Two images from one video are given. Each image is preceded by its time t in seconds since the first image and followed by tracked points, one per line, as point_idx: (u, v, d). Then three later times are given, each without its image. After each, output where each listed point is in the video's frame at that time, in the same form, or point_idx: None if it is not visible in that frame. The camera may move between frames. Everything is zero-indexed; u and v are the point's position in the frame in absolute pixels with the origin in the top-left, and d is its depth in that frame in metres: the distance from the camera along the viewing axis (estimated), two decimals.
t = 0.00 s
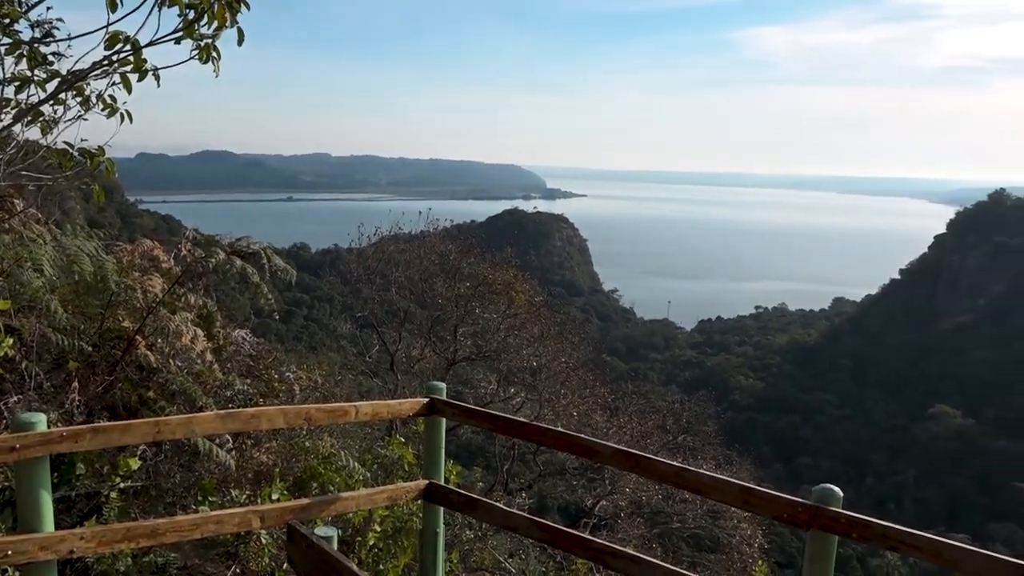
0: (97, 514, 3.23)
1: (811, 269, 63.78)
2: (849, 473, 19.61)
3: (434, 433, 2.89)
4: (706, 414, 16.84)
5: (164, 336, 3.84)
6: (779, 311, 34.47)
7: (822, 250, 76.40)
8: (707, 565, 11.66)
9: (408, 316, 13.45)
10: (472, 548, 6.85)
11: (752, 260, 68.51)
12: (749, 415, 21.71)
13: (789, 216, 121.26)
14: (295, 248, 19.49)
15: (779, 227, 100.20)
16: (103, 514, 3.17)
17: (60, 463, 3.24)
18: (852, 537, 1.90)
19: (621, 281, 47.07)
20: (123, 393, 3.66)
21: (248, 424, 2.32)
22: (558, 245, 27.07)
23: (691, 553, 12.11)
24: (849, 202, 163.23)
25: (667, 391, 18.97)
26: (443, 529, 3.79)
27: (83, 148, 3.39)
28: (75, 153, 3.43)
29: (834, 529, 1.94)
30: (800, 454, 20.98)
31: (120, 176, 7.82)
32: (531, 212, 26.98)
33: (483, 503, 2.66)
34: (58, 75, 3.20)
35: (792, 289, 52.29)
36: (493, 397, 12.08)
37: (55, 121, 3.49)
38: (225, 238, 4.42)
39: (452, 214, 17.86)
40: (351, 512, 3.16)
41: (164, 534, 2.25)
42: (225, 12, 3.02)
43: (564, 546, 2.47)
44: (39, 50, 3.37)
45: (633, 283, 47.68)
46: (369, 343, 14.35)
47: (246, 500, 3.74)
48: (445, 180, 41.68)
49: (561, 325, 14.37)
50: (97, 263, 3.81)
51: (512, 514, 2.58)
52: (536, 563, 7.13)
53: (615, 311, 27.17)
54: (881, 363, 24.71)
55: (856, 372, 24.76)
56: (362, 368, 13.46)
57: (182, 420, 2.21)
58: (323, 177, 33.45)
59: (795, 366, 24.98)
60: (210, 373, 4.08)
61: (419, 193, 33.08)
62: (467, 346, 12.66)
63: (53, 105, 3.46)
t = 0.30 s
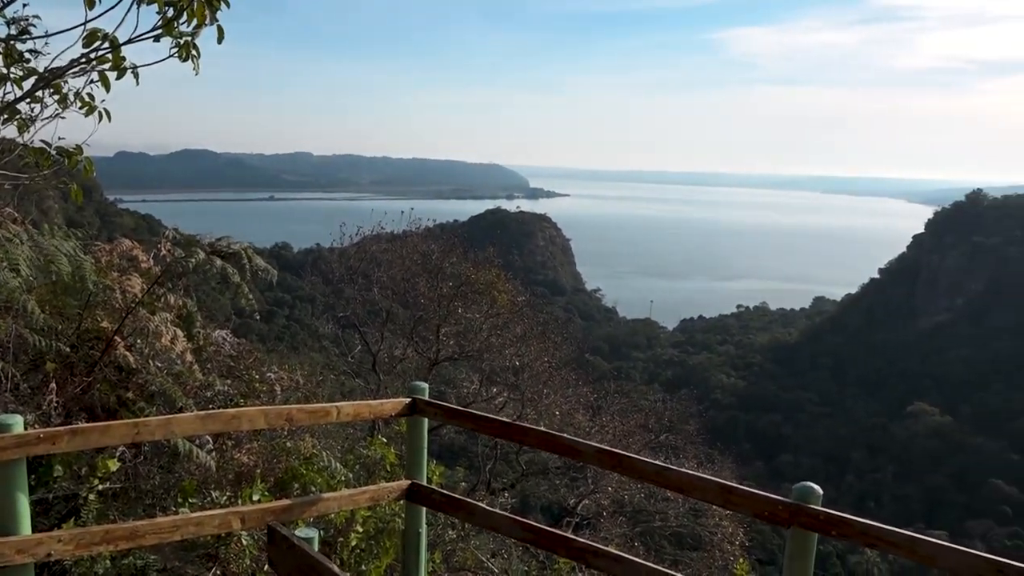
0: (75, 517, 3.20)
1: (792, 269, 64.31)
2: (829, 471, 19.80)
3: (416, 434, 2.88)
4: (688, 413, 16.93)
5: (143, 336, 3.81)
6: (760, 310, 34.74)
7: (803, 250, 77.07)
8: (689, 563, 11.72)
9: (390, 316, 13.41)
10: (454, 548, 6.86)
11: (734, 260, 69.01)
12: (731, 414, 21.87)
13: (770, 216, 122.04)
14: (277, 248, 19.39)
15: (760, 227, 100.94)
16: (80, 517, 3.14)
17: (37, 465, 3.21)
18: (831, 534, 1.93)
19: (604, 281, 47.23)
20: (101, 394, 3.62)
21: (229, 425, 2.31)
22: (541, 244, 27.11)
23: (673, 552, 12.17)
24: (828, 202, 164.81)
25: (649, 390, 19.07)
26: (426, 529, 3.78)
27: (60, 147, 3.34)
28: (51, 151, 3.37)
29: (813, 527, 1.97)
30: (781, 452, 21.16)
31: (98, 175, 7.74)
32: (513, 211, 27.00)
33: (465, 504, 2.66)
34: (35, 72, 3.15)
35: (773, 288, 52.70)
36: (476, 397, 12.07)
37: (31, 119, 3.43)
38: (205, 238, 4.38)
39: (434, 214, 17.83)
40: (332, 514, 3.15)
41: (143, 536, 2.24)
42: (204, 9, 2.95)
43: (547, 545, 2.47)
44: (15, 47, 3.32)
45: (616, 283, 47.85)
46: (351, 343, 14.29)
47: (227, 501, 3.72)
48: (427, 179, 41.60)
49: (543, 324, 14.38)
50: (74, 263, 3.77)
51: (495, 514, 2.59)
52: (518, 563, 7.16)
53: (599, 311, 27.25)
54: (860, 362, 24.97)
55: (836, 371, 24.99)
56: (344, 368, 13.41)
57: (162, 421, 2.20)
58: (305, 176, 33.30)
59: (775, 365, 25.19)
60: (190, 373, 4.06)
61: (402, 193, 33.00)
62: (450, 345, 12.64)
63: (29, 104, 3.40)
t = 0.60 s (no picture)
0: (55, 522, 3.16)
1: (775, 270, 64.76)
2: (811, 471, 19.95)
3: (400, 437, 2.87)
4: (672, 413, 16.98)
5: (124, 339, 3.79)
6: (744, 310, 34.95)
7: (785, 250, 77.62)
8: (673, 563, 11.75)
9: (374, 317, 13.37)
10: (439, 551, 6.85)
11: (717, 260, 69.44)
12: (714, 414, 22.00)
13: (753, 217, 122.99)
14: (260, 249, 19.27)
15: (742, 228, 101.58)
16: (60, 521, 3.10)
17: (15, 470, 3.17)
18: (813, 533, 1.95)
19: (588, 282, 47.34)
20: (81, 398, 3.59)
21: (211, 427, 2.29)
22: (526, 245, 27.13)
23: (657, 552, 12.19)
24: (810, 203, 166.13)
25: (633, 390, 19.13)
26: (410, 531, 3.77)
27: (39, 147, 3.28)
28: (30, 151, 3.31)
29: (796, 526, 1.99)
30: (765, 451, 21.30)
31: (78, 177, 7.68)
32: (497, 212, 27.00)
33: (450, 506, 2.66)
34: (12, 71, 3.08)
35: (756, 289, 53.05)
36: (460, 398, 12.04)
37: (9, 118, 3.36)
38: (187, 239, 4.34)
39: (418, 214, 17.78)
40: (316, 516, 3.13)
41: (124, 539, 2.22)
42: (184, 9, 2.91)
43: (531, 546, 2.48)
44: None
45: (600, 284, 47.98)
46: (334, 345, 14.23)
47: (209, 504, 3.70)
48: (411, 180, 41.51)
49: (527, 325, 14.39)
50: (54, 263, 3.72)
51: (479, 515, 2.59)
52: (504, 564, 7.14)
53: (583, 311, 27.31)
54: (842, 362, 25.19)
55: (818, 371, 25.20)
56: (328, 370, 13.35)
57: (142, 424, 2.18)
58: (288, 177, 33.16)
59: (758, 365, 25.36)
60: (171, 376, 4.03)
61: (385, 194, 32.89)
62: (434, 347, 12.60)
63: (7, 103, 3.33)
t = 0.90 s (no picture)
0: (33, 526, 3.13)
1: (756, 270, 65.21)
2: (793, 470, 20.10)
3: (383, 439, 2.87)
4: (655, 413, 17.05)
5: (104, 341, 3.77)
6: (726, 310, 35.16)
7: (767, 251, 78.20)
8: (656, 563, 11.79)
9: (358, 318, 13.31)
10: (423, 552, 6.84)
11: (700, 261, 69.83)
12: (698, 414, 22.10)
13: (735, 217, 123.89)
14: (242, 250, 19.15)
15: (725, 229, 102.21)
16: (39, 525, 3.06)
17: None
18: (795, 532, 1.97)
19: (571, 283, 47.43)
20: (60, 401, 3.55)
21: (192, 430, 2.27)
22: (509, 246, 27.14)
23: (641, 551, 12.23)
24: (791, 204, 167.29)
25: (617, 391, 19.18)
26: (394, 532, 3.76)
27: (18, 148, 3.24)
28: (7, 152, 3.26)
29: (778, 525, 2.01)
30: (748, 451, 21.43)
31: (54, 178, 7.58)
32: (481, 213, 26.98)
33: (433, 508, 2.66)
34: None
35: (737, 289, 53.42)
36: (443, 399, 12.02)
37: None
38: (168, 241, 4.30)
39: (401, 215, 17.73)
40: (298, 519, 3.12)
41: (104, 545, 2.20)
42: (164, 10, 2.89)
43: (515, 548, 2.49)
44: None
45: (583, 285, 48.09)
46: (317, 347, 14.16)
47: (190, 507, 3.68)
48: (394, 181, 41.40)
49: (511, 326, 14.40)
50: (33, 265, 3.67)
51: (462, 516, 2.59)
52: (487, 565, 7.13)
53: (566, 312, 27.35)
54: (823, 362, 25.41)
55: (800, 371, 25.40)
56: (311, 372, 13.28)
57: (122, 427, 2.16)
58: (270, 178, 32.97)
59: (741, 365, 25.53)
60: (152, 379, 4.01)
61: (369, 195, 32.76)
62: (417, 348, 12.56)
63: None
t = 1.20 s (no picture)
0: (14, 530, 3.09)
1: (740, 269, 65.61)
2: (777, 468, 20.25)
3: (367, 439, 2.86)
4: (640, 412, 17.11)
5: (85, 343, 3.75)
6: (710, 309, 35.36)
7: (751, 250, 78.71)
8: (642, 561, 11.83)
9: (342, 318, 13.25)
10: (408, 552, 6.84)
11: (684, 260, 70.16)
12: (683, 413, 22.20)
13: (719, 217, 124.30)
14: (226, 250, 19.02)
15: (708, 228, 102.73)
16: (20, 529, 3.03)
17: None
18: (778, 529, 2.00)
19: (556, 283, 47.51)
20: (40, 403, 3.51)
21: (175, 432, 2.26)
22: (494, 246, 27.13)
23: (626, 550, 12.27)
24: (774, 203, 168.56)
25: (602, 390, 19.23)
26: (378, 533, 3.76)
27: None
28: None
29: (761, 522, 2.03)
30: (732, 449, 21.56)
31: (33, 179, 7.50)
32: (465, 213, 26.95)
33: (418, 507, 2.66)
34: None
35: (722, 288, 53.73)
36: (428, 399, 12.00)
37: None
38: (150, 241, 4.27)
39: (385, 215, 17.68)
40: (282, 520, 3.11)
41: (85, 548, 2.19)
42: (145, 8, 2.86)
43: (501, 547, 2.49)
44: None
45: (568, 285, 48.16)
46: (301, 347, 14.10)
47: (173, 509, 3.66)
48: (379, 181, 41.26)
49: (496, 326, 14.40)
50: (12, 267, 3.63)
51: (447, 516, 2.60)
52: (473, 565, 7.14)
53: (552, 311, 27.40)
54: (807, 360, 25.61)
55: (783, 369, 25.59)
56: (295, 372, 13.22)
57: (104, 429, 2.14)
58: (253, 178, 32.76)
59: (725, 364, 25.68)
60: (134, 380, 3.99)
61: (353, 195, 32.63)
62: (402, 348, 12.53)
63: None
